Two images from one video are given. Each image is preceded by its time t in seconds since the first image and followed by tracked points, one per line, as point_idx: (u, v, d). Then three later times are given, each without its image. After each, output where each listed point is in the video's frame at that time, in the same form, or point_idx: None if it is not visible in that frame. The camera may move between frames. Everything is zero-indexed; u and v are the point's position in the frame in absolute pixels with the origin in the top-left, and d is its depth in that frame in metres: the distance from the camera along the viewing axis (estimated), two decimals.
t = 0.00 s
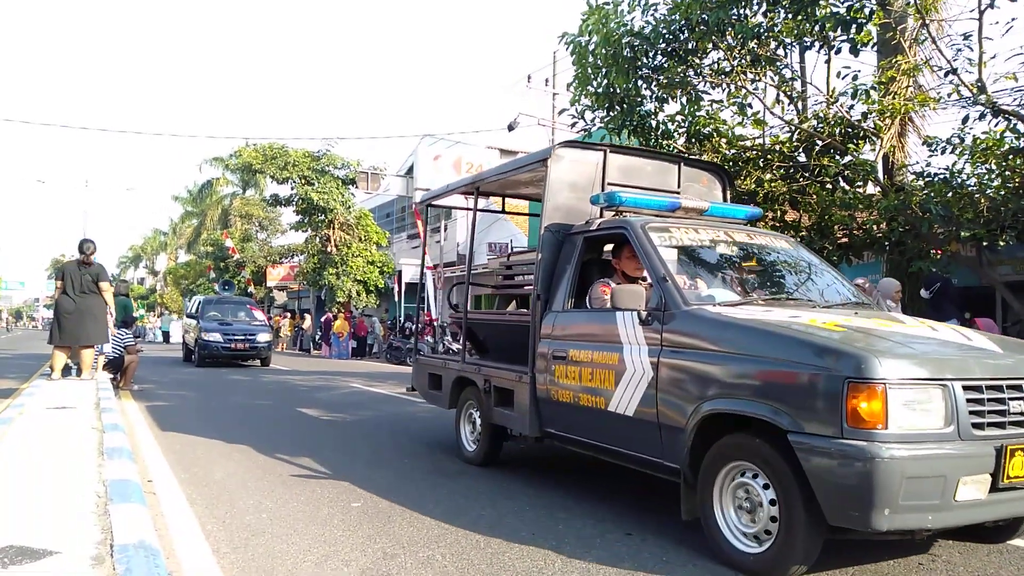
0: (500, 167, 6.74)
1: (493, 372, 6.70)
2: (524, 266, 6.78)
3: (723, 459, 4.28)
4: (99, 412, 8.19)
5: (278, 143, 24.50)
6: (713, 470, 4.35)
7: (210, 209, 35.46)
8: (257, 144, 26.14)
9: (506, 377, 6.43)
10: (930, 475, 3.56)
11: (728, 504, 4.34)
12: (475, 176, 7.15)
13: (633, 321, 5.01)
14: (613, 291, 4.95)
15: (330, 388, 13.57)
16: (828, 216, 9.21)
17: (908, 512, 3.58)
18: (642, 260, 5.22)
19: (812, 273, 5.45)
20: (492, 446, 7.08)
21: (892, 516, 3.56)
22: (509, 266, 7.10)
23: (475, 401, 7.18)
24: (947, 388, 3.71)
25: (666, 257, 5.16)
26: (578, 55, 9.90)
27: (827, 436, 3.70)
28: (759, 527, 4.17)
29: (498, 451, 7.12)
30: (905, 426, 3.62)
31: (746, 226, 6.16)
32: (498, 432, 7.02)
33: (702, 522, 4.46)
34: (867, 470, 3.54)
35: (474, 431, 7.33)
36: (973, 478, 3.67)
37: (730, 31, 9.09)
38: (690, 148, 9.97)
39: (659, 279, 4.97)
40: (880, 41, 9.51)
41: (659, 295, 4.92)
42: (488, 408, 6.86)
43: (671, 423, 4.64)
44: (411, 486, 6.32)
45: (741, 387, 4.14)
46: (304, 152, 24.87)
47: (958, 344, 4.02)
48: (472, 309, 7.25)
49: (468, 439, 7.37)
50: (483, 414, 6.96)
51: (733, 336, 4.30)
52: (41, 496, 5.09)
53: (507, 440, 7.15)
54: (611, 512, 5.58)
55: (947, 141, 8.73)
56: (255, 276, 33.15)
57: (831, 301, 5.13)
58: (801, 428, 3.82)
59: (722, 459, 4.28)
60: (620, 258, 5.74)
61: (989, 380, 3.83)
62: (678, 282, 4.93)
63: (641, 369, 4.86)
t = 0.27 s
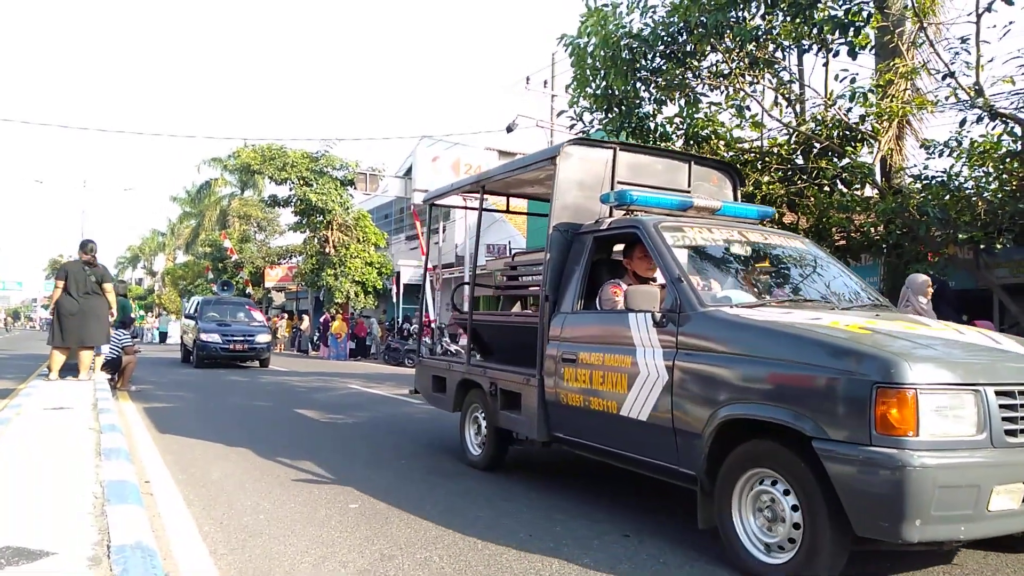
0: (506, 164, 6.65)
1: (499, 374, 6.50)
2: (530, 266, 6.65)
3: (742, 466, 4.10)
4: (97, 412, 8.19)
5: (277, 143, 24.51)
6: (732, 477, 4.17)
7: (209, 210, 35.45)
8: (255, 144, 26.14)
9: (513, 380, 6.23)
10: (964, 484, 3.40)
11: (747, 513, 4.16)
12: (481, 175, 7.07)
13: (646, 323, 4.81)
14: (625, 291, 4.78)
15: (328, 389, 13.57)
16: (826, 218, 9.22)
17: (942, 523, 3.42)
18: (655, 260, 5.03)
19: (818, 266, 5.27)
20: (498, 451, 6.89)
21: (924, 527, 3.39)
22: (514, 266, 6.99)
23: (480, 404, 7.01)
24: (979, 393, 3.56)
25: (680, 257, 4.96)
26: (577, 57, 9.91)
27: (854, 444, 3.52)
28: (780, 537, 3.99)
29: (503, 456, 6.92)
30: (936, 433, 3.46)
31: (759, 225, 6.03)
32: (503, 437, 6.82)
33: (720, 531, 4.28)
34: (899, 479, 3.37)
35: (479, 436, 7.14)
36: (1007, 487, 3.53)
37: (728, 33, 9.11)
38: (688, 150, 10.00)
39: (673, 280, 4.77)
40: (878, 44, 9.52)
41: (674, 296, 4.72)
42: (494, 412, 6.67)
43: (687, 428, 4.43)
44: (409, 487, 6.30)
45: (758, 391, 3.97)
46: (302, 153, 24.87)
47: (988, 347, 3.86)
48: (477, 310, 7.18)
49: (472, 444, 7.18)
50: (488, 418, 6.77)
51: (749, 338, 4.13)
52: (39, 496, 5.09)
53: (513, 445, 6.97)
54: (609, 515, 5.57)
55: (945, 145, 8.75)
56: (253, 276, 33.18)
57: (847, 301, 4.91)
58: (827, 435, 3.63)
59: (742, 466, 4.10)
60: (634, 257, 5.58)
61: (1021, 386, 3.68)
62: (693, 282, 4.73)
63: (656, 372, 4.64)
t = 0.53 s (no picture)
0: (511, 160, 6.53)
1: (505, 376, 6.38)
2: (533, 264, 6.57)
3: (763, 471, 3.96)
4: (93, 412, 8.18)
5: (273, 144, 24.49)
6: (752, 483, 4.03)
7: (205, 210, 35.39)
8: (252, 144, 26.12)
9: (519, 381, 6.11)
10: (999, 490, 3.26)
11: (768, 521, 4.00)
12: (485, 171, 6.96)
13: (661, 323, 4.68)
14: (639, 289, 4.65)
15: (325, 389, 13.57)
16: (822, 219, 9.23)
17: (977, 531, 3.27)
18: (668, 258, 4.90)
19: (821, 256, 5.19)
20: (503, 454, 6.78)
21: (957, 536, 3.24)
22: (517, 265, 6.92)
23: (485, 405, 6.86)
24: (1013, 396, 3.41)
25: (694, 255, 4.84)
26: (574, 57, 9.91)
27: (883, 448, 3.37)
28: (804, 545, 3.84)
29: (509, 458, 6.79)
30: (970, 437, 3.31)
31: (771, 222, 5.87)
32: (509, 439, 6.69)
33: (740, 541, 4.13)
34: (932, 485, 3.22)
35: (484, 438, 7.02)
36: None
37: (724, 34, 9.12)
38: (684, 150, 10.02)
39: (688, 278, 4.64)
40: (874, 44, 9.53)
41: (689, 295, 4.59)
42: (500, 414, 6.54)
43: (704, 431, 4.31)
44: (406, 488, 6.30)
45: (773, 392, 3.87)
46: (299, 153, 24.86)
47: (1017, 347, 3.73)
48: (480, 310, 7.15)
49: (477, 446, 7.07)
50: (493, 420, 6.65)
51: (765, 337, 4.03)
52: (38, 496, 5.09)
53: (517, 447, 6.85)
54: (606, 514, 5.57)
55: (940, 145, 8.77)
56: (250, 277, 33.17)
57: (861, 297, 4.81)
58: (850, 438, 3.50)
59: (762, 471, 3.96)
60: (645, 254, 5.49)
61: None
62: (709, 281, 4.60)
63: (671, 373, 4.52)
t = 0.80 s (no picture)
0: (521, 157, 6.43)
1: (515, 376, 6.26)
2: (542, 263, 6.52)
3: (790, 477, 3.82)
4: (94, 412, 8.19)
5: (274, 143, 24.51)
6: (779, 488, 3.89)
7: (206, 210, 35.41)
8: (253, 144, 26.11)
9: (531, 382, 5.99)
10: None
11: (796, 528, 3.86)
12: (493, 167, 6.83)
13: (680, 323, 4.55)
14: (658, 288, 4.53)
15: (325, 389, 13.58)
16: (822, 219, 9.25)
17: (1019, 541, 3.15)
18: (686, 255, 4.79)
19: (839, 252, 5.08)
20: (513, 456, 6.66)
21: (999, 546, 3.12)
22: (525, 264, 6.89)
23: (494, 407, 6.76)
24: None
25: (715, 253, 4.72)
26: (575, 56, 9.91)
27: (920, 454, 3.25)
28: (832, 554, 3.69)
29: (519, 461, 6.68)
30: (1011, 443, 3.19)
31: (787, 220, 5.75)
32: (519, 440, 6.58)
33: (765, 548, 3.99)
34: (973, 493, 3.10)
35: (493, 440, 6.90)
36: None
37: (725, 34, 9.12)
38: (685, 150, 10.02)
39: (708, 277, 4.51)
40: (875, 44, 9.51)
41: (710, 295, 4.47)
42: (509, 415, 6.42)
43: (725, 435, 4.19)
44: (408, 487, 6.30)
45: (793, 393, 3.79)
46: (300, 153, 24.87)
47: None
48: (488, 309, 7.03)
49: (486, 448, 6.95)
50: (503, 422, 6.52)
51: (788, 337, 3.93)
52: (40, 496, 5.09)
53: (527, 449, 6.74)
54: (609, 514, 5.59)
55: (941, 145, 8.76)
56: (251, 276, 33.21)
57: (881, 296, 4.71)
58: (881, 442, 3.39)
59: (790, 476, 3.83)
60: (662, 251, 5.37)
61: None
62: (730, 280, 4.47)
63: (691, 374, 4.41)
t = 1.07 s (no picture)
0: (529, 152, 6.31)
1: (522, 377, 6.13)
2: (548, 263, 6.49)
3: (816, 481, 3.69)
4: (90, 411, 8.17)
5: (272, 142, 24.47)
6: (803, 493, 3.76)
7: (203, 208, 35.36)
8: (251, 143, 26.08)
9: (539, 383, 5.86)
10: None
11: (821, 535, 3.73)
12: (500, 162, 6.76)
13: (698, 322, 4.42)
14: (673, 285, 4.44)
15: (323, 388, 13.56)
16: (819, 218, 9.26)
17: None
18: (702, 252, 4.65)
19: (856, 249, 4.97)
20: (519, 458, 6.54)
21: None
22: (531, 263, 6.94)
23: (500, 407, 6.63)
24: None
25: (732, 248, 4.58)
26: (573, 56, 9.90)
27: (954, 459, 3.14)
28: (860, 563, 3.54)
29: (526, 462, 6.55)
30: None
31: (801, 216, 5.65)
32: (526, 441, 6.45)
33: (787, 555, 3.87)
34: (1012, 500, 2.98)
35: (499, 442, 6.77)
36: None
37: (723, 33, 9.11)
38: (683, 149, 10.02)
39: (726, 275, 4.38)
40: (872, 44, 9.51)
41: (728, 292, 4.34)
42: (517, 416, 6.29)
43: (745, 439, 4.06)
44: (405, 487, 6.29)
45: (809, 393, 3.70)
46: (297, 152, 24.84)
47: None
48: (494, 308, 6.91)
49: (491, 450, 6.82)
50: (510, 423, 6.39)
51: (812, 337, 3.80)
52: (38, 495, 5.08)
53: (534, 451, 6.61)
54: (605, 514, 5.59)
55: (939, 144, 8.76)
56: (248, 275, 33.20)
57: (901, 293, 4.60)
58: (906, 445, 3.28)
59: (814, 481, 3.70)
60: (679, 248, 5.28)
61: None
62: (749, 277, 4.34)
63: (708, 375, 4.28)
